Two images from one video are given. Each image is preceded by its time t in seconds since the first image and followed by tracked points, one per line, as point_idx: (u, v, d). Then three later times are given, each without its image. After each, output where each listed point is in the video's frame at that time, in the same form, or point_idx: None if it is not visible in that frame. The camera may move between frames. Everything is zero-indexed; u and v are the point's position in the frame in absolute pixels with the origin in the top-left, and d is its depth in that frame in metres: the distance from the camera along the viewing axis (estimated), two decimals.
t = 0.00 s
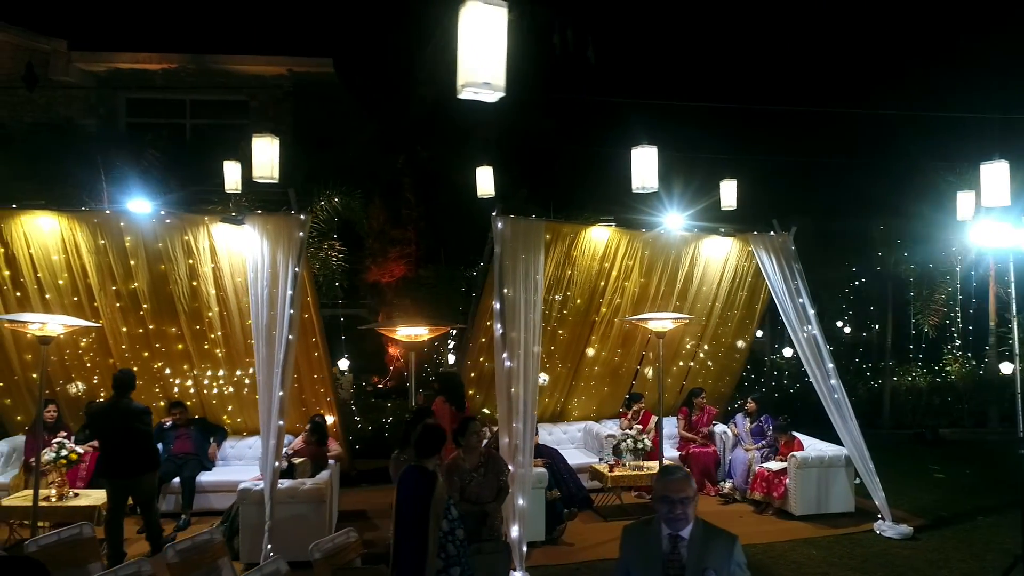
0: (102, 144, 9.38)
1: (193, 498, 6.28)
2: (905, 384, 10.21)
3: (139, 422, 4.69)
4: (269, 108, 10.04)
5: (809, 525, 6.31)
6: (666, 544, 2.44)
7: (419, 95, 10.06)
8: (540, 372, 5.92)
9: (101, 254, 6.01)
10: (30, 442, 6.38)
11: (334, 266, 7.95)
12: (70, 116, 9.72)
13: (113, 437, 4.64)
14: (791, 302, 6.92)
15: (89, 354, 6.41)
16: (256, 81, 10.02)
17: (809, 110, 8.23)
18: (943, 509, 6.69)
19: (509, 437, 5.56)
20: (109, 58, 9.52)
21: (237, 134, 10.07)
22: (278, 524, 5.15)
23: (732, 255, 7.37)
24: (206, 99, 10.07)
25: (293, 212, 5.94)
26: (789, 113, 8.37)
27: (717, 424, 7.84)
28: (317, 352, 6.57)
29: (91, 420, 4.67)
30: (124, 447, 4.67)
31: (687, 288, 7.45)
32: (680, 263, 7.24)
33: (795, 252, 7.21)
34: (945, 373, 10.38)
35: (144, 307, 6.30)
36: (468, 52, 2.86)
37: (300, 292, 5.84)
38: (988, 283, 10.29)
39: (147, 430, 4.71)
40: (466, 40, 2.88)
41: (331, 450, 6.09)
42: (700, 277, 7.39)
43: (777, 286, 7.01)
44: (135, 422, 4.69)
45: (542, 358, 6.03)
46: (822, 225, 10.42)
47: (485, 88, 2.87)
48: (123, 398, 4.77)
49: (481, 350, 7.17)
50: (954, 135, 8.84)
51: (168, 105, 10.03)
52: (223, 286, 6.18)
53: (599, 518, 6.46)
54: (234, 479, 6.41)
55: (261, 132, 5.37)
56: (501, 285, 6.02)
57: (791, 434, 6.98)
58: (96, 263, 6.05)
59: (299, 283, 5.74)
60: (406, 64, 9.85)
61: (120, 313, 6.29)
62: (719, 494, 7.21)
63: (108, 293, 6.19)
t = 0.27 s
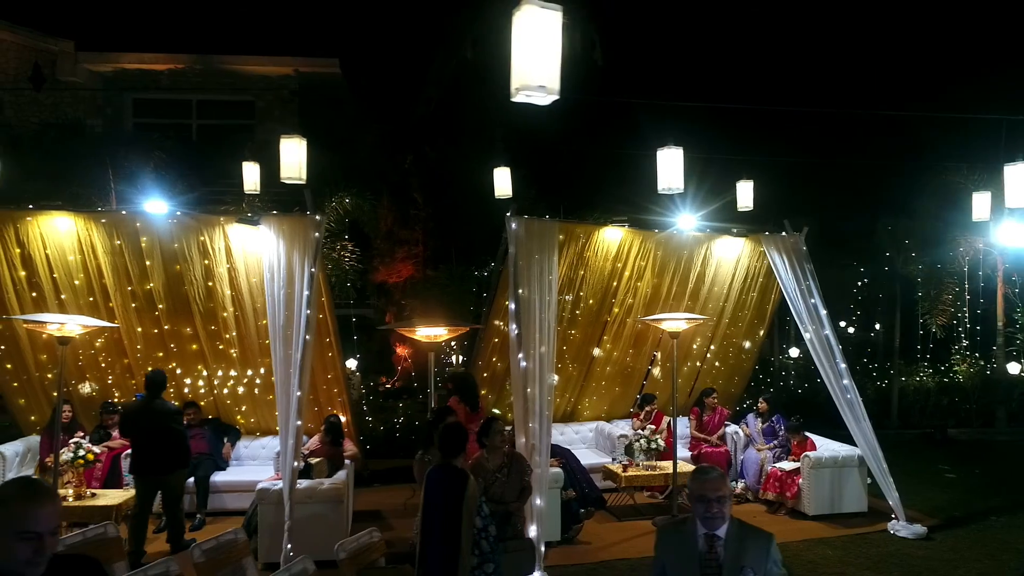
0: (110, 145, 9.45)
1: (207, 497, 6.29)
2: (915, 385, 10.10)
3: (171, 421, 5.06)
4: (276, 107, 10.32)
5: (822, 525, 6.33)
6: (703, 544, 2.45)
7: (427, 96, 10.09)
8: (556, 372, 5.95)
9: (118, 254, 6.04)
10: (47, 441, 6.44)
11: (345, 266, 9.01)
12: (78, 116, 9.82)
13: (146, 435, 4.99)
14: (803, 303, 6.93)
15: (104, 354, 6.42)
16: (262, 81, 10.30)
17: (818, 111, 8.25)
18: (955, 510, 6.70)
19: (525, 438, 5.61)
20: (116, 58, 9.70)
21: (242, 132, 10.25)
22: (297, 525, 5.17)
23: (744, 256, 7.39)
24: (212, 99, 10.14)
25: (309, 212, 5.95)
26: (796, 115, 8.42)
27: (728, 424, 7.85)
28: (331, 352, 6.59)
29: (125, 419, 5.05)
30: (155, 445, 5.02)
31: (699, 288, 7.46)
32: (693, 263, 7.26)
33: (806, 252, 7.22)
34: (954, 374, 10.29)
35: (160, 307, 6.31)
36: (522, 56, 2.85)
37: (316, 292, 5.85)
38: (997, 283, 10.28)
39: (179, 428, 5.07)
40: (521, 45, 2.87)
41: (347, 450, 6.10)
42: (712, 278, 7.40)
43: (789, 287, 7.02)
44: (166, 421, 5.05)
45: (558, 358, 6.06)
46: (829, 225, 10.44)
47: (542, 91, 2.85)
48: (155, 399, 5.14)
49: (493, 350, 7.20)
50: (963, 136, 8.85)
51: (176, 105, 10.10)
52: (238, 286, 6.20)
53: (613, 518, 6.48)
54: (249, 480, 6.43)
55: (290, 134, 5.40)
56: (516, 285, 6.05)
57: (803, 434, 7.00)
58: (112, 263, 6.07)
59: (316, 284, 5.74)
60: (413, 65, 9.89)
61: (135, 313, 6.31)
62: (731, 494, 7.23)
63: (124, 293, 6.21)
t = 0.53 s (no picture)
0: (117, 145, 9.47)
1: (221, 497, 6.30)
2: (922, 385, 10.20)
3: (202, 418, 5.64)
4: (281, 108, 10.09)
5: (835, 525, 6.35)
6: (739, 542, 2.48)
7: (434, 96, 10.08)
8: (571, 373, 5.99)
9: (133, 255, 6.06)
10: (60, 442, 6.44)
11: (358, 266, 8.93)
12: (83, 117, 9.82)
13: (182, 430, 5.59)
14: (815, 303, 6.94)
15: (119, 354, 6.43)
16: (268, 82, 10.07)
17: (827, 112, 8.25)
18: (968, 510, 6.71)
19: (541, 438, 5.65)
20: (122, 59, 9.59)
21: (249, 133, 10.13)
22: (316, 524, 5.20)
23: (756, 257, 7.41)
24: (218, 99, 10.13)
25: (324, 213, 5.95)
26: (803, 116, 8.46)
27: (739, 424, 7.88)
28: (345, 353, 6.60)
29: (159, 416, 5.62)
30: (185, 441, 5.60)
31: (710, 288, 7.47)
32: (705, 264, 7.27)
33: (818, 252, 7.23)
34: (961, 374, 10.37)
35: (175, 308, 6.33)
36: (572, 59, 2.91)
37: (331, 293, 5.86)
38: (1004, 283, 10.28)
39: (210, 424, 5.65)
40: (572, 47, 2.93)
41: (363, 450, 6.12)
42: (723, 278, 7.42)
43: (800, 287, 7.04)
44: (197, 419, 5.64)
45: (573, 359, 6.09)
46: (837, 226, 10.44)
47: (595, 94, 2.90)
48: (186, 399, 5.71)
49: (505, 351, 7.22)
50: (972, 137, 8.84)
51: (182, 105, 10.09)
52: (254, 287, 6.22)
53: (627, 517, 6.50)
54: (263, 480, 6.43)
55: (316, 134, 5.44)
56: (531, 286, 6.07)
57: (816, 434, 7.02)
58: (128, 263, 6.09)
59: (331, 284, 5.75)
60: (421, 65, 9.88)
61: (150, 313, 6.33)
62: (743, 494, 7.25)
63: (138, 293, 6.23)
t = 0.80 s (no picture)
0: (125, 146, 9.50)
1: (236, 497, 6.31)
2: (929, 385, 10.13)
3: (224, 416, 5.87)
4: (287, 108, 10.12)
5: (848, 525, 6.36)
6: (775, 541, 2.52)
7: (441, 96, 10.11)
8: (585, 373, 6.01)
9: (148, 255, 6.08)
10: (72, 442, 6.43)
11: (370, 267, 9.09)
12: (89, 117, 9.85)
13: (206, 427, 5.80)
14: (826, 303, 6.96)
15: (133, 354, 6.45)
16: (274, 82, 10.12)
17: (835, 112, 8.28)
18: (980, 509, 6.73)
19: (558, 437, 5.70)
20: (128, 59, 9.63)
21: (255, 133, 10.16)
22: (333, 523, 5.21)
23: (767, 257, 7.43)
24: (224, 99, 10.16)
25: (338, 213, 5.96)
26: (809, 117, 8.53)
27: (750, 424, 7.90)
28: (359, 353, 6.61)
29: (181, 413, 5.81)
30: (208, 438, 5.80)
31: (722, 288, 7.49)
32: (716, 264, 7.29)
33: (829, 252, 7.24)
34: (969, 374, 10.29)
35: (189, 308, 6.34)
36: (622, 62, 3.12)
37: (346, 293, 5.86)
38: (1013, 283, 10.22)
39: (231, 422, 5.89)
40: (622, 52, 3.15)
41: (377, 450, 6.12)
42: (735, 278, 7.43)
43: (812, 287, 7.05)
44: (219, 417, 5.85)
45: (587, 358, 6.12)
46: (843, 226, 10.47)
47: (648, 96, 3.11)
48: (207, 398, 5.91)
49: (517, 351, 7.24)
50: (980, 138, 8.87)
51: (188, 105, 10.11)
52: (268, 287, 6.24)
53: (640, 517, 6.51)
54: (277, 479, 6.44)
55: (343, 136, 5.52)
56: (544, 286, 6.10)
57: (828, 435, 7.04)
58: (143, 264, 6.11)
59: (346, 284, 5.75)
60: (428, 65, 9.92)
61: (165, 313, 6.35)
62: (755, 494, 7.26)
63: (153, 293, 6.25)
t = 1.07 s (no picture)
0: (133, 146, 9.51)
1: (250, 496, 6.32)
2: (938, 385, 10.22)
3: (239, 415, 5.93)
4: (293, 109, 10.20)
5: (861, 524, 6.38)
6: (808, 538, 2.56)
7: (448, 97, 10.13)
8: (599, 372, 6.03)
9: (163, 255, 6.09)
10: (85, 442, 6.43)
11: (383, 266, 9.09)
12: (95, 117, 9.86)
13: (221, 428, 5.85)
14: (838, 303, 6.97)
15: (147, 354, 6.46)
16: (280, 83, 10.16)
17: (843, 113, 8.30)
18: (992, 509, 6.74)
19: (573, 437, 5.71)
20: (135, 59, 9.68)
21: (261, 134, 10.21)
22: (350, 523, 5.23)
23: (778, 257, 7.44)
24: (230, 99, 10.18)
25: (352, 213, 5.98)
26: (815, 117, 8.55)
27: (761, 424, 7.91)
28: (372, 353, 6.62)
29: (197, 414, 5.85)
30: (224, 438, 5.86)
31: (733, 288, 7.50)
32: (728, 264, 7.30)
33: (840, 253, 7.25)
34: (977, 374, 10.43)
35: (204, 308, 6.36)
36: (668, 61, 3.16)
37: (361, 293, 5.88)
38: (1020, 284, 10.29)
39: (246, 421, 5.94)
40: (668, 51, 3.19)
41: (391, 450, 6.13)
42: (746, 278, 7.45)
43: (823, 287, 7.07)
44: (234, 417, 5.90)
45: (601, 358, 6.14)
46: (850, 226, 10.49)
47: (697, 97, 3.12)
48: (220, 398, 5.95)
49: (528, 351, 7.25)
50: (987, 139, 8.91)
51: (194, 106, 10.12)
52: (283, 287, 6.26)
53: (652, 516, 6.52)
54: (289, 479, 6.43)
55: (370, 137, 5.57)
56: (558, 286, 6.12)
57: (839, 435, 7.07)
58: (158, 263, 6.13)
59: (362, 284, 5.77)
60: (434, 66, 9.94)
61: (180, 313, 6.36)
62: (767, 494, 7.27)
63: (168, 293, 6.27)
